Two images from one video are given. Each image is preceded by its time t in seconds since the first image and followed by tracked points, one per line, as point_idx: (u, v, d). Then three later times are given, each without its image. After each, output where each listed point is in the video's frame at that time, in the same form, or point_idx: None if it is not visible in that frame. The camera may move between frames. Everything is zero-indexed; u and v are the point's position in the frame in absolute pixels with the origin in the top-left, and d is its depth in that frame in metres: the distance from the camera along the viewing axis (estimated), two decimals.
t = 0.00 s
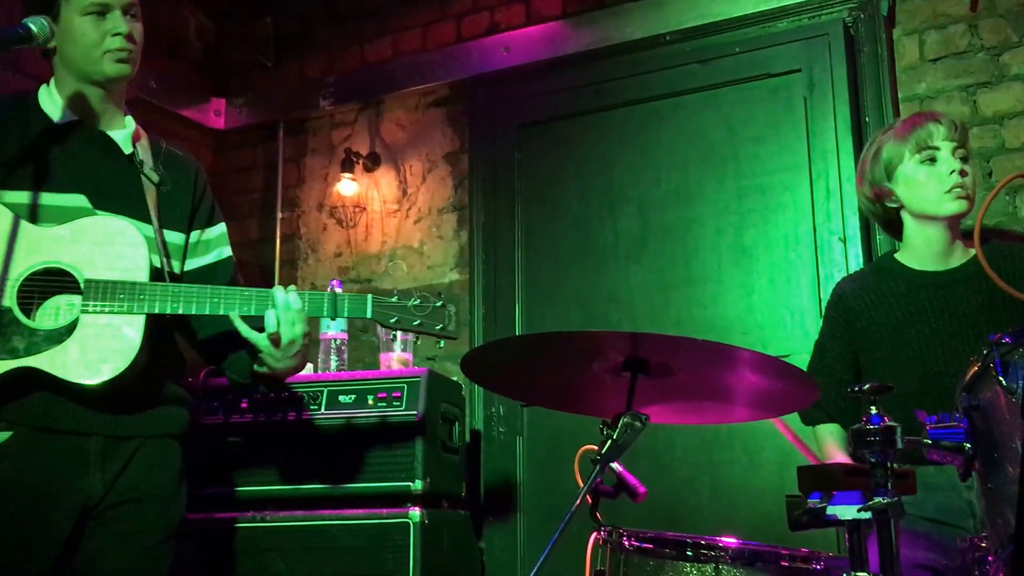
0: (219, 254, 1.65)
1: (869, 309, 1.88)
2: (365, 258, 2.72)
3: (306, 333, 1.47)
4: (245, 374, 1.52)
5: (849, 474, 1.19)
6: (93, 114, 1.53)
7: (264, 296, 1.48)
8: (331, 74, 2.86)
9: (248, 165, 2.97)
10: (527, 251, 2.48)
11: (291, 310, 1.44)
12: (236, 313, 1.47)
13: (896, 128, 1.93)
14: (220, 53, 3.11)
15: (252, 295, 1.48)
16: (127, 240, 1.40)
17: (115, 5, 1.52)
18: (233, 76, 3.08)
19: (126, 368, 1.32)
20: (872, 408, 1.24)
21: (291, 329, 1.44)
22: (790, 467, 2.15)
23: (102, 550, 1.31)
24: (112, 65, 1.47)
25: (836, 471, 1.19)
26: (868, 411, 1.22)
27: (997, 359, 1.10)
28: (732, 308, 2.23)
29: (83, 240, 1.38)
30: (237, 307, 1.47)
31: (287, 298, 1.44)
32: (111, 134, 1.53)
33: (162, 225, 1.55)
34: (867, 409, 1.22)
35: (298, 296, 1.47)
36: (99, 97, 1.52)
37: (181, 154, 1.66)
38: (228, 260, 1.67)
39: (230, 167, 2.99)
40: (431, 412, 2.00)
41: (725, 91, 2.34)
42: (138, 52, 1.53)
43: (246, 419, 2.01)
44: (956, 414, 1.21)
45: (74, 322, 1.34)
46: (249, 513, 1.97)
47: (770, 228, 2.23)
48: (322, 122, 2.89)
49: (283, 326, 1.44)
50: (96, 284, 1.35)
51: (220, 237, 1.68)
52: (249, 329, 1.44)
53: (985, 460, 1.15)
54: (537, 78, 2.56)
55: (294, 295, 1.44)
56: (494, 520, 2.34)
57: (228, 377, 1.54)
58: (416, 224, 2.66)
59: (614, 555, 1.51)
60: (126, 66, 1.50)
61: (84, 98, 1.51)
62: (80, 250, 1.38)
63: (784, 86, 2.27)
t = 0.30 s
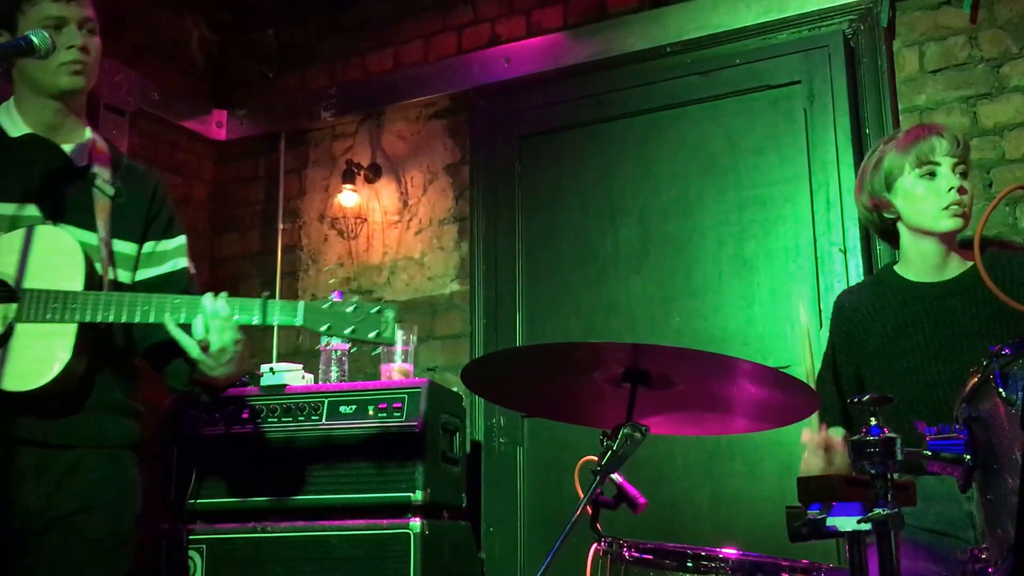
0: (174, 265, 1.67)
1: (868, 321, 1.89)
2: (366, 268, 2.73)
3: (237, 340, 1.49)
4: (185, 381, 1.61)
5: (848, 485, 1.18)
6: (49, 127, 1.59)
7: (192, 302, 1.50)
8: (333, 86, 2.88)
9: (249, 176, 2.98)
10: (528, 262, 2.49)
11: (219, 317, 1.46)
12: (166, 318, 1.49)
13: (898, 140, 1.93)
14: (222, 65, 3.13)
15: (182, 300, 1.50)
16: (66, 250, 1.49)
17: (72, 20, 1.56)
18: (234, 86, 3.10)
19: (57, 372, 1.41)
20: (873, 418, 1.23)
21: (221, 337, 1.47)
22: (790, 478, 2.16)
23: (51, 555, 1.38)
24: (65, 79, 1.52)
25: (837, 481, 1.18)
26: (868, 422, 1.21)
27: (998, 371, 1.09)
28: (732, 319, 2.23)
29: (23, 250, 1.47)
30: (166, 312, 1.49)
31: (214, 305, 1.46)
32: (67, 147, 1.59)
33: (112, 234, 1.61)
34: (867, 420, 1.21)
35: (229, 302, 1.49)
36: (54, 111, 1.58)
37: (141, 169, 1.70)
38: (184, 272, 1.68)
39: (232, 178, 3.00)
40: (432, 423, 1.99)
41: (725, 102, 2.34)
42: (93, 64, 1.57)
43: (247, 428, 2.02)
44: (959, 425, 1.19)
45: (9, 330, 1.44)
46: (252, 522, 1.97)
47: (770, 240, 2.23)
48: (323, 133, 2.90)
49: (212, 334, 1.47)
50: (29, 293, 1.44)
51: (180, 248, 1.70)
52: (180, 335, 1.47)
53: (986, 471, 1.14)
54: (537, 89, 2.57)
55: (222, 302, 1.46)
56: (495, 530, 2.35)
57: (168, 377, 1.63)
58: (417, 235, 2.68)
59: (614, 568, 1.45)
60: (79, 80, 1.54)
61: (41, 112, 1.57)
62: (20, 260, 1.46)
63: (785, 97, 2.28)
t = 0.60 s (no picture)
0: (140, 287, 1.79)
1: (867, 327, 1.89)
2: (366, 274, 2.74)
3: (214, 362, 1.66)
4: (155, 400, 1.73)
5: (846, 492, 1.20)
6: (19, 149, 1.68)
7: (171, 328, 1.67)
8: (332, 93, 2.90)
9: (250, 183, 2.99)
10: (528, 268, 2.49)
11: (199, 341, 1.64)
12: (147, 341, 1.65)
13: (894, 147, 1.94)
14: (222, 72, 3.14)
15: (160, 325, 1.67)
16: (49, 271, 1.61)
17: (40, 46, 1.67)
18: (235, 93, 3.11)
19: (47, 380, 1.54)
20: (871, 425, 1.22)
21: (201, 358, 1.64)
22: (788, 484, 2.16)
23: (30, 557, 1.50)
24: (32, 101, 1.63)
25: (834, 489, 1.20)
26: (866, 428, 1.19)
27: (996, 377, 1.08)
28: (731, 325, 2.24)
29: (8, 271, 1.57)
30: (146, 334, 1.66)
31: (195, 330, 1.64)
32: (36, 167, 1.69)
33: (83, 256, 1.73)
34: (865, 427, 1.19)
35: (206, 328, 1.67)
36: (21, 133, 1.67)
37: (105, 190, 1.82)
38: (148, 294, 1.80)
39: (232, 185, 3.02)
40: (431, 429, 1.99)
41: (724, 109, 2.35)
42: (59, 87, 1.67)
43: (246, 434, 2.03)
44: (954, 431, 1.19)
45: None
46: (252, 528, 1.98)
47: (769, 246, 2.24)
48: (324, 139, 2.91)
49: (193, 356, 1.63)
50: (15, 311, 1.55)
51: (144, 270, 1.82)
52: (162, 356, 1.63)
53: (984, 477, 1.12)
54: (536, 96, 2.58)
55: (202, 326, 1.64)
56: (494, 535, 2.35)
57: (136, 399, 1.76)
58: (417, 241, 2.69)
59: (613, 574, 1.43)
60: (45, 101, 1.64)
61: (10, 134, 1.67)
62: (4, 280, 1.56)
63: (783, 104, 2.29)
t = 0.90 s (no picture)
0: (127, 292, 1.84)
1: (865, 330, 1.90)
2: (367, 278, 2.75)
3: (212, 366, 1.69)
4: (152, 404, 1.77)
5: (846, 494, 1.15)
6: (8, 154, 1.71)
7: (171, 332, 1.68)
8: (333, 98, 2.91)
9: (251, 187, 3.00)
10: (528, 271, 2.50)
11: (199, 346, 1.66)
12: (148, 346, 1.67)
13: (893, 149, 1.95)
14: (222, 77, 3.15)
15: (161, 330, 1.68)
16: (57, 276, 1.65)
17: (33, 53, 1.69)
18: (235, 98, 3.13)
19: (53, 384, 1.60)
20: (870, 426, 1.22)
21: (200, 363, 1.66)
22: (787, 486, 2.17)
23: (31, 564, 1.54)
24: (23, 108, 1.66)
25: (835, 492, 1.15)
26: (865, 430, 1.20)
27: (993, 378, 1.07)
28: (730, 328, 2.25)
29: (18, 276, 1.61)
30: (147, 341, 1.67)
31: (195, 335, 1.66)
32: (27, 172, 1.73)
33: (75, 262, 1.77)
34: (865, 428, 1.20)
35: (206, 333, 1.69)
36: (10, 139, 1.70)
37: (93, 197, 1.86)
38: (137, 298, 1.86)
39: (233, 189, 3.03)
40: (432, 433, 1.99)
41: (723, 112, 2.36)
42: (51, 94, 1.71)
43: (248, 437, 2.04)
44: (954, 433, 1.18)
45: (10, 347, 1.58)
46: (252, 531, 1.98)
47: (767, 248, 2.25)
48: (324, 144, 2.93)
49: (192, 361, 1.66)
50: (28, 316, 1.59)
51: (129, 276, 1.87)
52: (162, 361, 1.66)
53: (982, 479, 1.12)
54: (535, 100, 2.59)
55: (202, 332, 1.66)
56: (494, 538, 2.36)
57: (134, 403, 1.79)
58: (417, 245, 2.69)
59: None
60: (37, 109, 1.68)
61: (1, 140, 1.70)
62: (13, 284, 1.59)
63: (782, 107, 2.30)
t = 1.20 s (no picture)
0: (131, 302, 1.85)
1: (863, 330, 1.90)
2: (367, 279, 2.75)
3: (225, 365, 1.72)
4: (158, 404, 1.77)
5: (844, 494, 1.15)
6: (18, 164, 1.73)
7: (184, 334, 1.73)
8: (332, 100, 2.92)
9: (250, 190, 3.01)
10: (527, 272, 2.51)
11: (213, 345, 1.70)
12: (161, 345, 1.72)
13: (898, 147, 1.95)
14: (222, 80, 3.16)
15: (174, 330, 1.73)
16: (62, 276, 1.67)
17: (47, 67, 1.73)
18: (235, 101, 3.13)
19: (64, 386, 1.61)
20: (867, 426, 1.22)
21: (214, 362, 1.70)
22: (787, 486, 2.17)
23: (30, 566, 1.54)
24: (38, 119, 1.69)
25: (833, 492, 1.15)
26: (864, 429, 1.19)
27: (992, 378, 1.07)
28: (729, 328, 2.25)
29: (22, 278, 1.62)
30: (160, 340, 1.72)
31: (209, 334, 1.70)
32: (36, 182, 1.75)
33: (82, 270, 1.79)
34: (864, 428, 1.19)
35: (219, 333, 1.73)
36: (21, 147, 1.73)
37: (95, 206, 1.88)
38: (137, 308, 1.87)
39: (233, 192, 3.04)
40: (432, 434, 2.00)
41: (722, 113, 2.37)
42: (62, 106, 1.74)
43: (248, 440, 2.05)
44: (953, 432, 1.18)
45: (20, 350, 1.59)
46: (253, 532, 1.99)
47: (767, 249, 2.25)
48: (324, 146, 2.93)
49: (206, 359, 1.69)
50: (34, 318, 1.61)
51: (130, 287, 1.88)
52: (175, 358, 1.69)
53: (981, 478, 1.12)
54: (534, 102, 2.59)
55: (216, 332, 1.70)
56: (495, 539, 2.36)
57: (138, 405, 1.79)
58: (417, 247, 2.70)
59: None
60: (50, 120, 1.71)
61: (11, 150, 1.72)
62: (19, 286, 1.61)
63: (780, 108, 2.30)
